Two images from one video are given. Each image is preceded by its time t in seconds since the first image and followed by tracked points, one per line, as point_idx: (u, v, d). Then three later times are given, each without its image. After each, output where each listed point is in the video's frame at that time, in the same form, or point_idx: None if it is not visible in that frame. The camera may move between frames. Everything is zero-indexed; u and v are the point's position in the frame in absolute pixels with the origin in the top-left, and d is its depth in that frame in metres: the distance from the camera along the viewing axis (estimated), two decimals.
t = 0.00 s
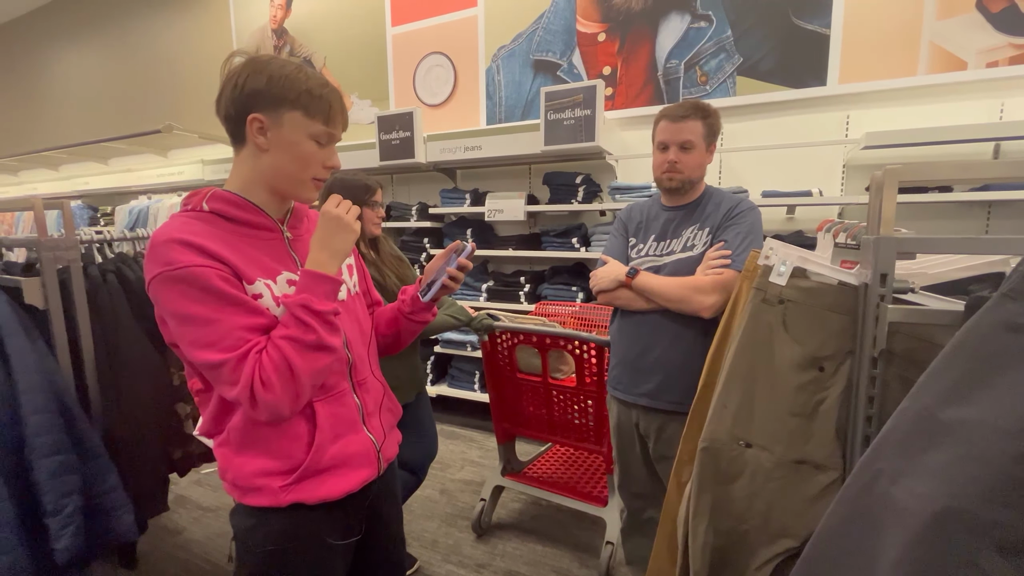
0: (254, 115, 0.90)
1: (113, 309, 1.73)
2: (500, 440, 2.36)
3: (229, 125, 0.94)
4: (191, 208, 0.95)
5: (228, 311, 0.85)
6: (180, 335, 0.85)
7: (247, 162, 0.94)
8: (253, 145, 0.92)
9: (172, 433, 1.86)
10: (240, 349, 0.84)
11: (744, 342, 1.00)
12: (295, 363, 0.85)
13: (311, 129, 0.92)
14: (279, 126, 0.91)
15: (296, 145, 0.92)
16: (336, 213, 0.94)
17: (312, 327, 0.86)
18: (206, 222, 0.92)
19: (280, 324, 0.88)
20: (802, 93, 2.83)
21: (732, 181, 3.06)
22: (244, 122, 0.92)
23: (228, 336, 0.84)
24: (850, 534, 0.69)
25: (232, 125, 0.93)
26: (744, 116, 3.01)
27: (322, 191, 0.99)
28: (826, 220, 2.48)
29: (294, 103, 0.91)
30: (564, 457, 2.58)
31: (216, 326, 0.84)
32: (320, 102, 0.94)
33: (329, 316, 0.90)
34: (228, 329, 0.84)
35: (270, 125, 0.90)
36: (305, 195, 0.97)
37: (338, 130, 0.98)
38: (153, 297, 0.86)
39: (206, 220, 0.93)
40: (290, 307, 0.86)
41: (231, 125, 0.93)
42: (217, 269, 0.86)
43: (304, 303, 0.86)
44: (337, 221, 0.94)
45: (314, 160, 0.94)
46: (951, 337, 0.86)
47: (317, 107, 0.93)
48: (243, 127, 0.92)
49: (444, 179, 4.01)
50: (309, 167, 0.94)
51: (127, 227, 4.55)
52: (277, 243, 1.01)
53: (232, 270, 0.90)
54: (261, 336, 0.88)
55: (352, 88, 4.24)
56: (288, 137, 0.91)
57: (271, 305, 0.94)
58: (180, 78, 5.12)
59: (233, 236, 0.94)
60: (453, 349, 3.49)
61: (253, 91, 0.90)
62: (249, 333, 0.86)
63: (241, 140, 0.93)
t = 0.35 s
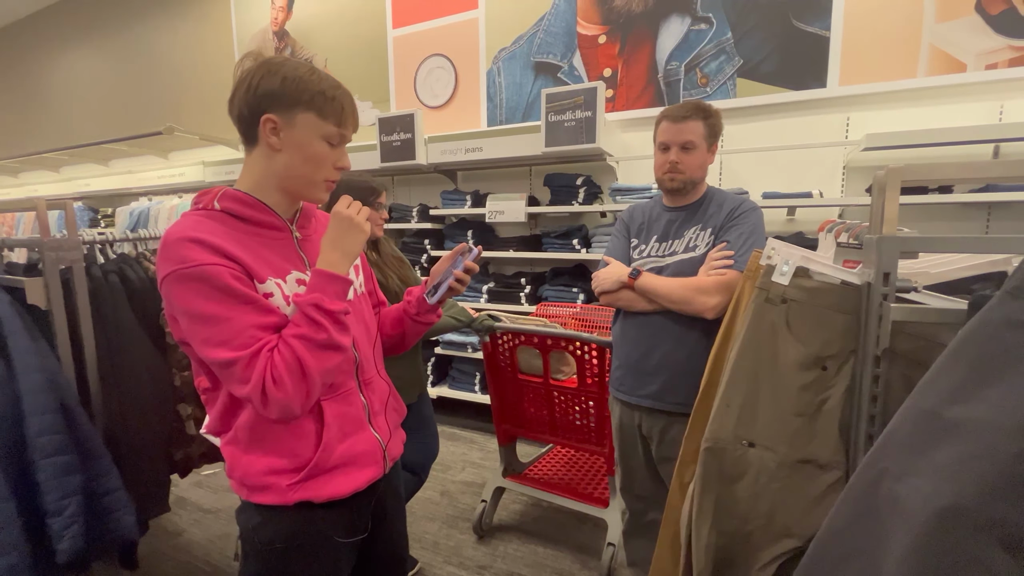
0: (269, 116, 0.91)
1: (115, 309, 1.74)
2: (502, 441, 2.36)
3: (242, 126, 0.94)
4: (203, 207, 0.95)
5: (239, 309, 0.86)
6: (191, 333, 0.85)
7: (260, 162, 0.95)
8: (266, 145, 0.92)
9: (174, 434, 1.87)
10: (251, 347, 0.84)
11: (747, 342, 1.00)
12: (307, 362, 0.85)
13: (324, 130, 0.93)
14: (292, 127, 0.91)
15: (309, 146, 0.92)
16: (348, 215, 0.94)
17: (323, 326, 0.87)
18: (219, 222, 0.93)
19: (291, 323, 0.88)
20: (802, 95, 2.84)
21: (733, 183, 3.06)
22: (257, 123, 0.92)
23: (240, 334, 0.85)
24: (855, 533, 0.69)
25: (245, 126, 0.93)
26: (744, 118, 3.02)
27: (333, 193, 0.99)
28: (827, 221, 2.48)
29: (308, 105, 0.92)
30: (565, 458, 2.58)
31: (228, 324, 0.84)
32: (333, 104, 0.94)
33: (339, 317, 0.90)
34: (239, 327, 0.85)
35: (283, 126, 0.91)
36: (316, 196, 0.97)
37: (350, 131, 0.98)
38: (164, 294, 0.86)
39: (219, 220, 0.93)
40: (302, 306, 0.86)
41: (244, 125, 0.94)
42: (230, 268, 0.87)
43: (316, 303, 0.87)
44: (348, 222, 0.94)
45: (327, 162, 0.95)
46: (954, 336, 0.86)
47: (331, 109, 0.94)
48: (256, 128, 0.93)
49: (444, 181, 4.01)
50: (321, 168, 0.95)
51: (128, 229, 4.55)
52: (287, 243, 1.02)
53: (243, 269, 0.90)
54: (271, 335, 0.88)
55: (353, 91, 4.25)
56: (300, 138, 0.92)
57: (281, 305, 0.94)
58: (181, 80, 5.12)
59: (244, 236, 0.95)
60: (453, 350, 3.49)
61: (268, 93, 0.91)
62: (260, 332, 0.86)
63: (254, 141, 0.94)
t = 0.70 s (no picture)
0: (273, 119, 0.92)
1: (113, 311, 1.74)
2: (499, 442, 2.37)
3: (245, 130, 0.95)
4: (208, 208, 0.96)
5: (241, 310, 0.87)
6: (193, 332, 0.86)
7: (266, 166, 0.96)
8: (272, 148, 0.93)
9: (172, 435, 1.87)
10: (252, 348, 0.85)
11: (744, 345, 1.01)
12: (306, 365, 0.85)
13: (328, 132, 0.94)
14: (296, 130, 0.92)
15: (313, 147, 0.93)
16: (359, 224, 0.96)
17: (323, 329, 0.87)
18: (224, 222, 0.94)
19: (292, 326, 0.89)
20: (798, 98, 2.86)
21: (729, 186, 3.08)
22: (261, 126, 0.93)
23: (241, 335, 0.85)
24: (849, 535, 0.70)
25: (250, 131, 0.94)
26: (740, 121, 3.04)
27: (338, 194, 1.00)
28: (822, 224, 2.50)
29: (311, 106, 0.93)
30: (562, 459, 2.60)
31: (229, 325, 0.85)
32: (335, 105, 0.95)
33: (342, 319, 0.90)
34: (240, 328, 0.86)
35: (287, 129, 0.92)
36: (321, 198, 0.98)
37: (353, 132, 0.99)
38: (167, 293, 0.87)
39: (223, 220, 0.94)
40: (304, 309, 0.87)
41: (248, 130, 0.94)
42: (233, 269, 0.88)
43: (318, 305, 0.87)
44: (360, 231, 0.96)
45: (331, 162, 0.96)
46: (945, 340, 0.88)
47: (333, 110, 0.95)
48: (260, 132, 0.94)
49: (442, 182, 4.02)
50: (326, 170, 0.96)
51: (123, 229, 4.54)
52: (291, 245, 1.02)
53: (246, 270, 0.91)
54: (273, 336, 0.89)
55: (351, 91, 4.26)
56: (305, 141, 0.93)
57: (284, 306, 0.95)
58: (177, 78, 5.11)
59: (248, 237, 0.96)
60: (451, 351, 3.50)
61: (270, 96, 0.92)
62: (260, 333, 0.87)
63: (259, 144, 0.95)
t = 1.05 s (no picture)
0: (272, 116, 0.91)
1: (108, 310, 1.74)
2: (496, 442, 2.37)
3: (246, 130, 0.95)
4: (213, 208, 0.96)
5: (249, 306, 0.87)
6: (200, 328, 0.86)
7: (267, 165, 0.96)
8: (272, 146, 0.93)
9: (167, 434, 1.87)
10: (260, 343, 0.85)
11: (740, 345, 1.02)
12: (314, 360, 0.86)
13: (327, 128, 0.93)
14: (296, 126, 0.92)
15: (313, 144, 0.93)
16: (354, 213, 0.96)
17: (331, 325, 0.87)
18: (230, 222, 0.94)
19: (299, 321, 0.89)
20: (794, 100, 2.87)
21: (725, 186, 3.09)
22: (262, 124, 0.93)
23: (249, 331, 0.85)
24: (843, 536, 0.70)
25: (251, 130, 0.94)
26: (736, 122, 3.05)
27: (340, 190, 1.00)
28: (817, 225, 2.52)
29: (310, 103, 0.92)
30: (558, 459, 2.60)
31: (237, 320, 0.85)
32: (333, 100, 0.95)
33: (349, 314, 0.91)
34: (248, 323, 0.85)
35: (287, 126, 0.92)
36: (324, 195, 0.98)
37: (353, 128, 0.99)
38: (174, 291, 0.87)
39: (229, 220, 0.94)
40: (311, 303, 0.87)
41: (249, 130, 0.94)
42: (240, 266, 0.88)
43: (325, 300, 0.88)
44: (357, 219, 0.95)
45: (331, 158, 0.96)
46: (938, 341, 0.90)
47: (332, 106, 0.94)
48: (261, 131, 0.93)
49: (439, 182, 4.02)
50: (328, 167, 0.96)
51: (117, 228, 4.52)
52: (295, 244, 1.03)
53: (253, 268, 0.91)
54: (280, 332, 0.89)
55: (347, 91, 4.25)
56: (305, 138, 0.92)
57: (291, 303, 0.95)
58: (172, 76, 5.09)
59: (253, 235, 0.96)
60: (447, 351, 3.50)
61: (270, 94, 0.91)
62: (269, 329, 0.87)
63: (261, 144, 0.95)
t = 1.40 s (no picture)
0: (273, 114, 0.94)
1: (103, 310, 1.73)
2: (493, 441, 2.37)
3: (257, 129, 0.99)
4: (227, 205, 0.98)
5: (259, 301, 0.87)
6: (211, 322, 0.87)
7: (274, 162, 0.98)
8: (275, 144, 0.96)
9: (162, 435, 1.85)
10: (267, 338, 0.85)
11: (736, 344, 1.02)
12: (320, 355, 0.86)
13: (322, 123, 0.93)
14: (293, 123, 0.93)
15: (310, 140, 0.93)
16: (354, 209, 0.95)
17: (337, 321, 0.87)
18: (242, 218, 0.95)
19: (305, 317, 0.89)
20: (790, 100, 2.88)
21: (721, 186, 3.10)
22: (267, 123, 0.96)
23: (257, 325, 0.86)
24: (838, 532, 0.70)
25: (259, 129, 0.98)
26: (732, 121, 3.06)
27: (343, 186, 0.99)
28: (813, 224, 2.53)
29: (306, 99, 0.93)
30: (555, 458, 2.61)
31: (246, 315, 0.86)
32: (330, 94, 0.94)
33: (352, 309, 0.90)
34: (257, 318, 0.86)
35: (286, 123, 0.93)
36: (326, 190, 0.98)
37: (353, 122, 0.98)
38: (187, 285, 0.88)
39: (242, 217, 0.96)
40: (315, 299, 0.87)
41: (258, 129, 0.98)
42: (251, 261, 0.89)
43: (328, 296, 0.88)
44: (356, 216, 0.94)
45: (329, 154, 0.95)
46: (932, 339, 0.90)
47: (328, 101, 0.94)
48: (266, 129, 0.96)
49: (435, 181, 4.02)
50: (327, 162, 0.96)
51: (112, 227, 4.50)
52: (304, 241, 1.04)
53: (264, 263, 0.92)
54: (287, 327, 0.89)
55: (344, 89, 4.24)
56: (301, 134, 0.93)
57: (299, 300, 0.96)
58: (167, 75, 5.07)
59: (265, 232, 0.97)
60: (444, 350, 3.50)
61: (272, 93, 0.94)
62: (276, 324, 0.88)
63: (268, 143, 0.97)
